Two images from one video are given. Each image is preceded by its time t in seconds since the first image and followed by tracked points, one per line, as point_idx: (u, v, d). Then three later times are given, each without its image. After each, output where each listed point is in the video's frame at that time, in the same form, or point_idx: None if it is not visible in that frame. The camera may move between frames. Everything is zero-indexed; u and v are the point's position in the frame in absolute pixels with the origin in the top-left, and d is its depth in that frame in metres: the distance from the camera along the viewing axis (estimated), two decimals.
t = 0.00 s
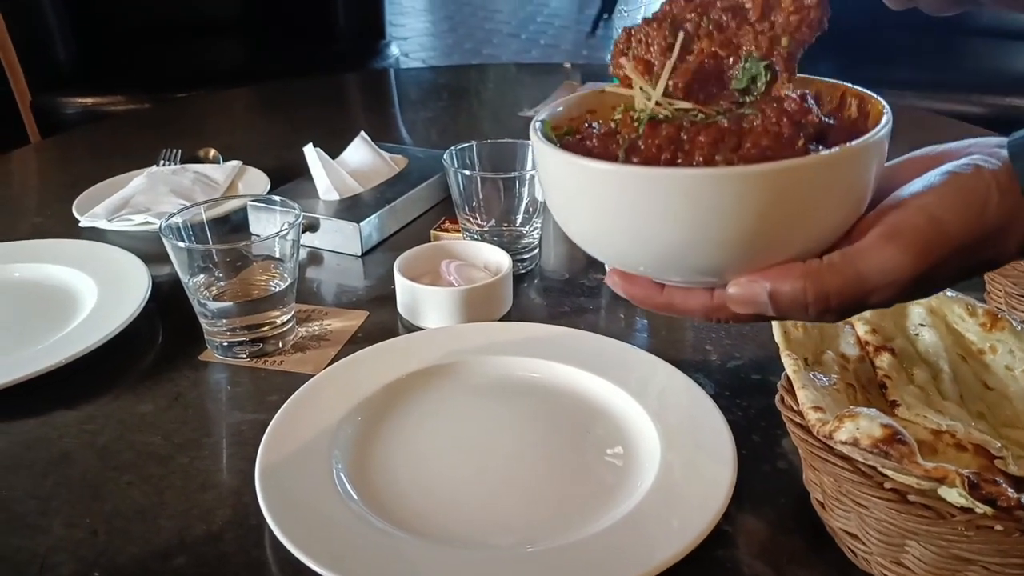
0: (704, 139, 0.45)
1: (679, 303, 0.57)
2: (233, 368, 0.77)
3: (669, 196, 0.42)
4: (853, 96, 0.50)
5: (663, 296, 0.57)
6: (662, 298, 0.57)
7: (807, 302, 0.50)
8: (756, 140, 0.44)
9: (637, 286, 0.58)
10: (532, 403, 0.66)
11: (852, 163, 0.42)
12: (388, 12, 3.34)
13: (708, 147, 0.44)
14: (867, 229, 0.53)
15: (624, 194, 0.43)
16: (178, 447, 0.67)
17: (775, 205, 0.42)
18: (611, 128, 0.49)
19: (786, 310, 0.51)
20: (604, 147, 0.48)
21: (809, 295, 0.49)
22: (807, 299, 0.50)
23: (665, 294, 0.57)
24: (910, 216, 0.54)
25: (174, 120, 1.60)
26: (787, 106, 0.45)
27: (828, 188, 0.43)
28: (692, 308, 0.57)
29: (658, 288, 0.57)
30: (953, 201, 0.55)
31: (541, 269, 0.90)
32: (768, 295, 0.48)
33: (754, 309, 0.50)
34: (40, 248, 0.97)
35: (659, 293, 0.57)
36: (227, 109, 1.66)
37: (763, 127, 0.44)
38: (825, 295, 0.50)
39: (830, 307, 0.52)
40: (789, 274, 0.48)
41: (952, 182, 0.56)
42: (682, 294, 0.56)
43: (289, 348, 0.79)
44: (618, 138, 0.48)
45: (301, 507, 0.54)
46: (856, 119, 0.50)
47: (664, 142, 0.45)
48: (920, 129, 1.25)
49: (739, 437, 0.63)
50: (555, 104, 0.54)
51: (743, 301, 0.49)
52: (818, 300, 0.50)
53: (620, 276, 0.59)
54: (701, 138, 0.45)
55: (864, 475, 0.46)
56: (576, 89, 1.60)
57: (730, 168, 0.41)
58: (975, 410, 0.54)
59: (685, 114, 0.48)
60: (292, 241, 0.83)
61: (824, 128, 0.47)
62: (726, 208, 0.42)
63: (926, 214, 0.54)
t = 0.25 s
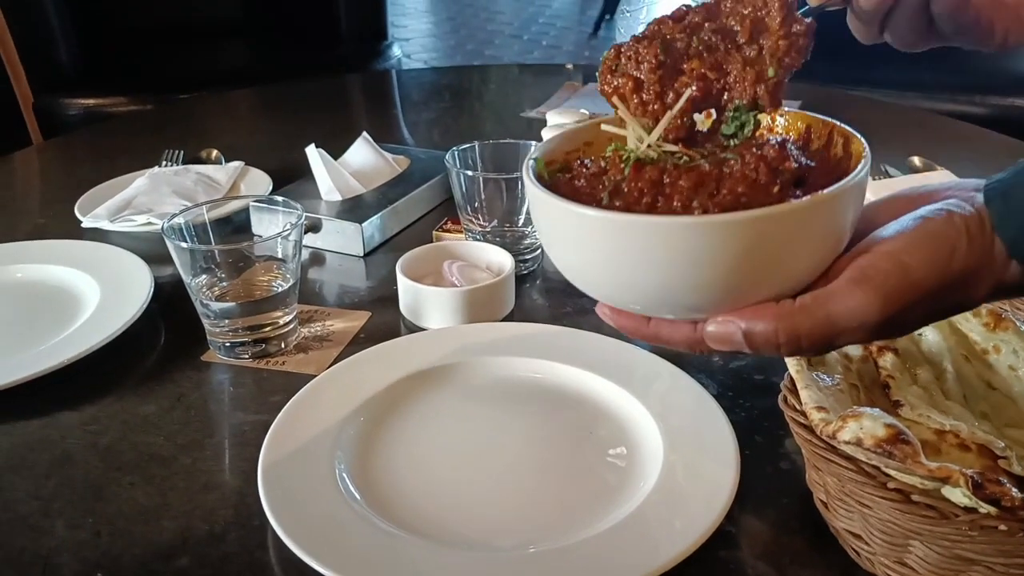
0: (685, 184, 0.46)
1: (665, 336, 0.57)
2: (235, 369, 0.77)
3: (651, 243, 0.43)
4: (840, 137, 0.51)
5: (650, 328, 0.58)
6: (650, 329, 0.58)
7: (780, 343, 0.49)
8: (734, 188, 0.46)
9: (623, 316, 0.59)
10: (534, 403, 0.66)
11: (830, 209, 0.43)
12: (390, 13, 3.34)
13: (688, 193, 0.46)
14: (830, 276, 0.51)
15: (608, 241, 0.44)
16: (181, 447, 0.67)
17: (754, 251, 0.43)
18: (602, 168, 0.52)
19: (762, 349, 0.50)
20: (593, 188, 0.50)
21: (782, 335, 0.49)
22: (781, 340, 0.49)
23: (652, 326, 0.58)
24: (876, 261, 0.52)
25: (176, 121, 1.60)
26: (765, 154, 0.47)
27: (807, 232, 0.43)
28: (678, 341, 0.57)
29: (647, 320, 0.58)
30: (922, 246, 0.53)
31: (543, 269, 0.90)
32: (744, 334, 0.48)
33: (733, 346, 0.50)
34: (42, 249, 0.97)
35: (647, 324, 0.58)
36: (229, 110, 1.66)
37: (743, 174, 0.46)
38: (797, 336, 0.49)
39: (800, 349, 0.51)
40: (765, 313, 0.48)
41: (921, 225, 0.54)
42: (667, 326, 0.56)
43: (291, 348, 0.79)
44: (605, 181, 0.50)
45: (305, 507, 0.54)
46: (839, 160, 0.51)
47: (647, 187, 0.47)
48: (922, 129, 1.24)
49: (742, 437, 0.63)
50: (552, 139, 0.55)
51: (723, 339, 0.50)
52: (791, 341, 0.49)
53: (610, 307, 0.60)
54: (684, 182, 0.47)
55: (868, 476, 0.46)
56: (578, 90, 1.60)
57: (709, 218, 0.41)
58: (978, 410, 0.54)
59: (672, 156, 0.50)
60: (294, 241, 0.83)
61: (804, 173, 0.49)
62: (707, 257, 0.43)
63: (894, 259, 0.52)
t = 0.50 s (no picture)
0: (671, 223, 0.49)
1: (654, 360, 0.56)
2: (237, 368, 0.77)
3: (637, 281, 0.45)
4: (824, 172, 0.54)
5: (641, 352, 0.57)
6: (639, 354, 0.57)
7: (757, 375, 0.50)
8: (714, 226, 0.48)
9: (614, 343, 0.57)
10: (535, 403, 0.66)
11: (807, 248, 0.45)
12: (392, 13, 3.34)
13: (672, 231, 0.49)
14: (803, 313, 0.51)
15: (596, 278, 0.47)
16: (183, 447, 0.67)
17: (734, 289, 0.45)
18: (593, 204, 0.53)
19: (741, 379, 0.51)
20: (586, 223, 0.53)
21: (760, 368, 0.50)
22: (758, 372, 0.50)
23: (642, 351, 0.56)
24: (846, 298, 0.52)
25: (178, 121, 1.60)
26: (746, 194, 0.49)
27: (785, 270, 0.45)
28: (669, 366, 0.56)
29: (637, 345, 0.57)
30: (892, 283, 0.53)
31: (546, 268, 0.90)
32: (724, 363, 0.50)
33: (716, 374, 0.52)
34: (45, 248, 0.97)
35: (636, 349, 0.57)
36: (232, 110, 1.66)
37: (724, 214, 0.49)
38: (774, 370, 0.50)
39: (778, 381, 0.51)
40: (743, 345, 0.49)
41: (892, 262, 0.54)
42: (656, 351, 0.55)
43: (293, 348, 0.79)
44: (595, 218, 0.52)
45: (306, 506, 0.54)
46: (823, 198, 0.53)
47: (634, 226, 0.50)
48: (926, 128, 1.24)
49: (746, 437, 0.63)
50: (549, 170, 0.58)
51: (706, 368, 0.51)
52: (769, 374, 0.50)
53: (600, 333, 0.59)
54: (669, 221, 0.49)
55: (872, 476, 0.45)
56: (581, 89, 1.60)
57: (691, 259, 0.44)
58: (983, 411, 0.54)
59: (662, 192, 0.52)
60: (296, 241, 0.83)
61: (786, 210, 0.51)
62: (689, 293, 0.45)
63: (863, 296, 0.52)
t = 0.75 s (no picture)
0: (641, 241, 0.51)
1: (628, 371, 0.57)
2: (235, 366, 0.77)
3: (602, 299, 0.47)
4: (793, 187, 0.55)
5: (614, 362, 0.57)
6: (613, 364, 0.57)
7: (723, 389, 0.51)
8: (682, 246, 0.50)
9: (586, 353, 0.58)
10: (533, 399, 0.66)
11: (771, 268, 0.46)
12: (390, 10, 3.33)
13: (642, 250, 0.51)
14: (767, 328, 0.51)
15: (564, 295, 0.48)
16: (181, 444, 0.66)
17: (698, 308, 0.46)
18: (570, 218, 0.56)
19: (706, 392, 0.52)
20: (562, 238, 0.55)
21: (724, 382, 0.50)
22: (723, 386, 0.51)
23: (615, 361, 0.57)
24: (808, 313, 0.51)
25: (176, 118, 1.60)
26: (715, 215, 0.51)
27: (749, 289, 0.46)
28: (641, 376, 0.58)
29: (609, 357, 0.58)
30: (856, 299, 0.52)
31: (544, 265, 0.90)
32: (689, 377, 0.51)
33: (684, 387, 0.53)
34: (42, 245, 0.97)
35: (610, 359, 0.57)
36: (230, 107, 1.66)
37: (692, 233, 0.51)
38: (739, 384, 0.51)
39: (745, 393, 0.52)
40: (709, 359, 0.50)
41: (855, 277, 0.54)
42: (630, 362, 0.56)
43: (291, 345, 0.79)
44: (570, 234, 0.54)
45: (304, 502, 0.54)
46: (792, 214, 0.54)
47: (606, 244, 0.52)
48: (926, 124, 1.24)
49: (745, 434, 0.63)
50: (529, 180, 0.59)
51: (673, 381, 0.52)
52: (734, 387, 0.51)
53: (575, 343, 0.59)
54: (639, 241, 0.51)
55: (871, 471, 0.45)
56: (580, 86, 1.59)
57: (655, 279, 0.45)
58: (982, 406, 0.54)
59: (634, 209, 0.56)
60: (294, 238, 0.82)
61: (755, 227, 0.53)
62: (655, 312, 0.46)
63: (824, 311, 0.52)
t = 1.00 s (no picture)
0: (644, 269, 0.51)
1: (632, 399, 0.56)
2: (235, 357, 0.76)
3: (604, 330, 0.46)
4: (795, 210, 0.55)
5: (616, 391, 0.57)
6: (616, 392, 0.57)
7: (730, 418, 0.50)
8: (687, 274, 0.50)
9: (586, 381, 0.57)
10: (533, 390, 0.66)
11: (776, 296, 0.46)
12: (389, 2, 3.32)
13: (646, 278, 0.51)
14: (772, 357, 0.51)
15: (564, 326, 0.47)
16: (180, 435, 0.66)
17: (703, 340, 0.46)
18: (568, 243, 0.56)
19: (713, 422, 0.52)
20: (561, 264, 0.54)
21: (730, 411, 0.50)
22: (730, 415, 0.50)
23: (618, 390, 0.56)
24: (813, 342, 0.51)
25: (175, 110, 1.60)
26: (719, 240, 0.51)
27: (754, 318, 0.46)
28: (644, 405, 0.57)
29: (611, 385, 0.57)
30: (862, 326, 0.52)
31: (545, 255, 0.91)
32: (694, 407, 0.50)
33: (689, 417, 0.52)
34: (41, 238, 0.97)
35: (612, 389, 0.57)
36: (229, 99, 1.65)
37: (696, 260, 0.51)
38: (746, 413, 0.50)
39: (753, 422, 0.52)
40: (715, 390, 0.49)
41: (859, 305, 0.53)
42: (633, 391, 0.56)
43: (291, 336, 0.79)
44: (570, 260, 0.54)
45: (304, 491, 0.54)
46: (794, 237, 0.54)
47: (608, 270, 0.52)
48: (927, 114, 1.23)
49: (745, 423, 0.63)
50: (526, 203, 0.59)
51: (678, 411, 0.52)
52: (741, 417, 0.51)
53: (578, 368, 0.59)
54: (642, 267, 0.51)
55: (871, 459, 0.45)
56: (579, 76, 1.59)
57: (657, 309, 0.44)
58: (983, 394, 0.54)
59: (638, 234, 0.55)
60: (294, 229, 0.82)
61: (760, 251, 0.53)
62: (657, 345, 0.46)
63: (830, 339, 0.51)
